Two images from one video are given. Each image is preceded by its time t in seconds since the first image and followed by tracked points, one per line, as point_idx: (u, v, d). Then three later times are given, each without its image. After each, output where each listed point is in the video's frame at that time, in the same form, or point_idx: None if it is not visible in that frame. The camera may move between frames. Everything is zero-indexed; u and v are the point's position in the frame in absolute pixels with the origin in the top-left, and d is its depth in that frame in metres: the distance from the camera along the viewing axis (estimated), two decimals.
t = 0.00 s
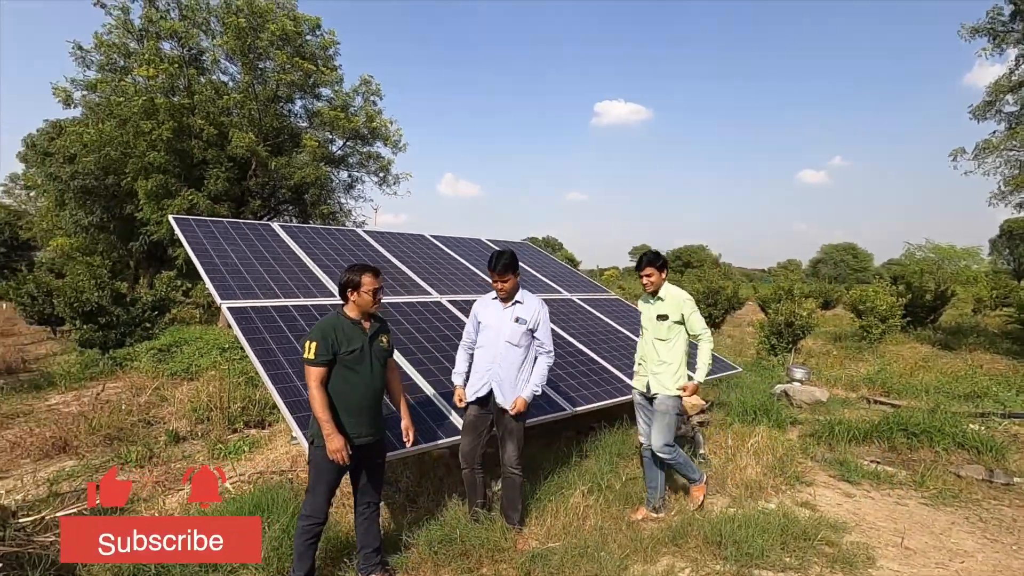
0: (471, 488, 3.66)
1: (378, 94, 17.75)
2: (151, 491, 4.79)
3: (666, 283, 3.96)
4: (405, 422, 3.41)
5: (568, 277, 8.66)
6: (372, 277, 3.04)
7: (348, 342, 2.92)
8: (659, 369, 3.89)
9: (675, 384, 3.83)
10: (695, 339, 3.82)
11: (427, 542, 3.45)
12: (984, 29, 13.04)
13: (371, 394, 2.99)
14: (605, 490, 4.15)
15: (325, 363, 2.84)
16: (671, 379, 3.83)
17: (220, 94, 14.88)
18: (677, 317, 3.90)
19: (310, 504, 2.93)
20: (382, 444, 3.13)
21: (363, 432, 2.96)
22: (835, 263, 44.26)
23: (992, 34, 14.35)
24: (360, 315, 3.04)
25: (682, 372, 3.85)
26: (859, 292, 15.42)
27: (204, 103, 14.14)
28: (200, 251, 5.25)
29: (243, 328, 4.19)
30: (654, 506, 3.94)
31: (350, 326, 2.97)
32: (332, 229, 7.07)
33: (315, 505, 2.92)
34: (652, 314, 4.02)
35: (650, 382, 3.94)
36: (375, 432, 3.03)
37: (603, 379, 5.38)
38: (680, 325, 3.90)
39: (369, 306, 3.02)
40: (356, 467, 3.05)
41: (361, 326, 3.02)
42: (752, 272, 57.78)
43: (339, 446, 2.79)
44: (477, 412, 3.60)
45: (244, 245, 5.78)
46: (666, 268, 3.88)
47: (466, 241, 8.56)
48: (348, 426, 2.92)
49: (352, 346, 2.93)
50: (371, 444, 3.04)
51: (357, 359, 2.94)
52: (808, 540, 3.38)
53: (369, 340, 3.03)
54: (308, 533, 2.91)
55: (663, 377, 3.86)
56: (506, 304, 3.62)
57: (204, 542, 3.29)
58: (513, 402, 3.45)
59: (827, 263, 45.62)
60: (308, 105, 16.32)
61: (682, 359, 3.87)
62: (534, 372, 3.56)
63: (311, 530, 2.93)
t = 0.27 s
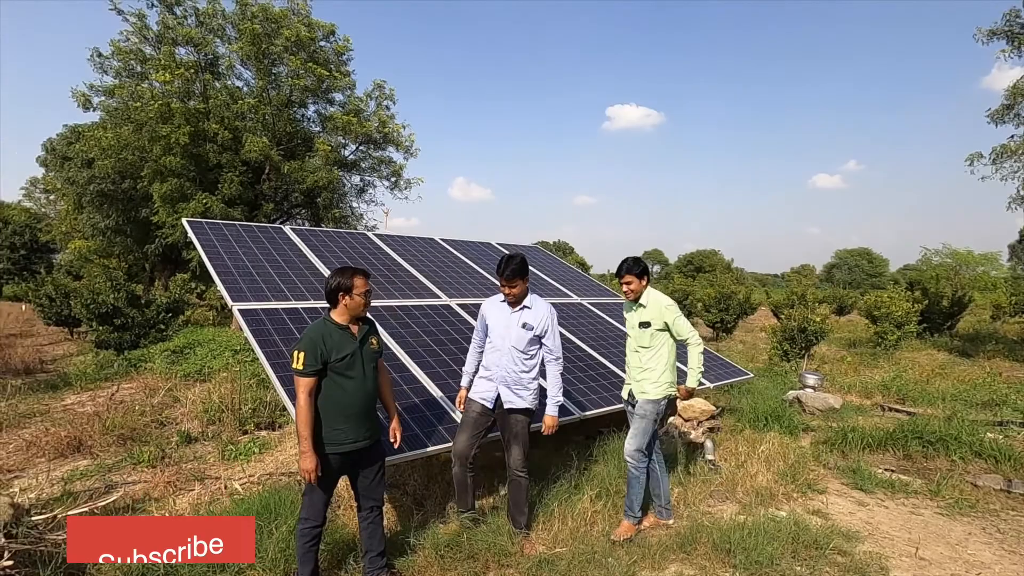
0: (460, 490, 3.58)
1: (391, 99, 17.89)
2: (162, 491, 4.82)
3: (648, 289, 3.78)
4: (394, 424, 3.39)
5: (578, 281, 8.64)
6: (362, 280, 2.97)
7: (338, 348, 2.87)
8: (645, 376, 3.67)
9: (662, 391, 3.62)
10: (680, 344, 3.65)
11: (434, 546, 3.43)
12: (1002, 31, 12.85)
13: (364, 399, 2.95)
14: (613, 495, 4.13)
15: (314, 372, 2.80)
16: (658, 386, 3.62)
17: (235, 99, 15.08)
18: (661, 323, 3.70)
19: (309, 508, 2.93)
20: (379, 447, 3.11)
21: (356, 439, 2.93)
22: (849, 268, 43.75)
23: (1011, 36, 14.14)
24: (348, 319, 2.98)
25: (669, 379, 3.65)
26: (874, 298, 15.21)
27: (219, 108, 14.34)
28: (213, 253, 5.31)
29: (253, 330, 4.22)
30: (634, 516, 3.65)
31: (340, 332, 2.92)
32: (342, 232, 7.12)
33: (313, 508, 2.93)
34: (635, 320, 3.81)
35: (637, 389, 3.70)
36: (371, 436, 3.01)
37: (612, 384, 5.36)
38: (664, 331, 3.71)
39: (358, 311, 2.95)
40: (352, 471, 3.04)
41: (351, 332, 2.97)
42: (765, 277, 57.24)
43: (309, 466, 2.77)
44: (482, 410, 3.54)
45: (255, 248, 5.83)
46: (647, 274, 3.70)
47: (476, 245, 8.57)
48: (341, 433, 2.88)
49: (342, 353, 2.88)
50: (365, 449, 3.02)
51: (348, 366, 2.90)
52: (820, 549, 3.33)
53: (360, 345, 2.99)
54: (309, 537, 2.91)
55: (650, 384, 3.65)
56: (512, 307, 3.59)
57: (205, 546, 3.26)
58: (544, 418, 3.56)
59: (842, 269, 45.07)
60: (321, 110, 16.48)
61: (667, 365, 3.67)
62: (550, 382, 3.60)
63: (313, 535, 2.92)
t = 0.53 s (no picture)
0: (450, 498, 3.47)
1: (400, 103, 18.00)
2: (171, 491, 4.85)
3: (633, 300, 3.68)
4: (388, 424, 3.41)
5: (586, 285, 8.62)
6: (350, 285, 2.94)
7: (326, 355, 2.86)
8: (620, 391, 3.65)
9: (636, 408, 3.56)
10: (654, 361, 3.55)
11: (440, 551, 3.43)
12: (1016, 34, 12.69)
13: (355, 404, 2.96)
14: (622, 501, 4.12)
15: (302, 381, 2.78)
16: (633, 403, 3.57)
17: (246, 103, 15.23)
18: (640, 336, 3.62)
19: (305, 514, 2.94)
20: (373, 450, 3.12)
21: (348, 443, 2.95)
22: (861, 272, 43.32)
23: None
24: (335, 325, 2.96)
25: (643, 396, 3.56)
26: (886, 303, 15.03)
27: (231, 113, 14.49)
28: (222, 256, 5.36)
29: (261, 333, 4.26)
30: (620, 529, 3.60)
31: (328, 338, 2.90)
32: (351, 236, 7.16)
33: (310, 513, 2.94)
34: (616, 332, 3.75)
35: (615, 405, 3.67)
36: (363, 440, 3.03)
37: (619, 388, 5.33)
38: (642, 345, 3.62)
39: (345, 317, 2.94)
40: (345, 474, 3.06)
41: (338, 338, 2.95)
42: (775, 281, 56.78)
43: (296, 476, 2.77)
44: (479, 421, 3.52)
45: (264, 251, 5.88)
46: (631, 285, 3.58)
47: (484, 248, 8.58)
48: (332, 439, 2.89)
49: (330, 360, 2.87)
50: (358, 453, 3.03)
51: (337, 372, 2.89)
52: (827, 557, 3.30)
53: (349, 350, 2.98)
54: (309, 543, 2.92)
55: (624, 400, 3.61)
56: (505, 313, 3.52)
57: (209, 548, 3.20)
58: (560, 417, 3.60)
59: (853, 273, 44.64)
60: (331, 114, 16.61)
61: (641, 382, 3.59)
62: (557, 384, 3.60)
63: (313, 541, 2.93)
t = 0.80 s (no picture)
0: (436, 511, 3.37)
1: (407, 107, 18.09)
2: (176, 493, 4.87)
3: (623, 303, 3.73)
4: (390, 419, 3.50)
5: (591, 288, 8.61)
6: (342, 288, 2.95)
7: (321, 359, 2.87)
8: (606, 392, 3.68)
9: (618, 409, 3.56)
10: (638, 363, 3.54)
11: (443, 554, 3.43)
12: None
13: (350, 406, 2.98)
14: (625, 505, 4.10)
15: (298, 385, 2.78)
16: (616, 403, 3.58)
17: (253, 107, 15.35)
18: (629, 338, 3.64)
19: (303, 517, 2.95)
20: (368, 451, 3.16)
21: (345, 445, 2.97)
22: (869, 276, 43.07)
23: None
24: (328, 328, 2.97)
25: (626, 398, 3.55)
26: (893, 307, 14.93)
27: (239, 117, 14.60)
28: (229, 259, 5.40)
29: (266, 335, 4.28)
30: (625, 534, 3.61)
31: (322, 341, 2.91)
32: (356, 239, 7.19)
33: (308, 516, 2.95)
34: (609, 335, 3.80)
35: (600, 405, 3.67)
36: (358, 441, 3.05)
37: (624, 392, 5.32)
38: (629, 348, 3.64)
39: (339, 319, 2.95)
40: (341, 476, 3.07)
41: (332, 341, 2.96)
42: (781, 285, 56.50)
43: (301, 478, 2.77)
44: (460, 431, 3.39)
45: (270, 254, 5.92)
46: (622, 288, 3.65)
47: (489, 251, 8.60)
48: (328, 442, 2.91)
49: (325, 363, 2.88)
50: (354, 454, 3.05)
51: (332, 375, 2.91)
52: (834, 563, 3.28)
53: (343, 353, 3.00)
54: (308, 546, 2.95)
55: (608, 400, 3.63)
56: (474, 318, 3.43)
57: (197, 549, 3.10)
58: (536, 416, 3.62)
59: (861, 277, 44.39)
60: (338, 118, 16.70)
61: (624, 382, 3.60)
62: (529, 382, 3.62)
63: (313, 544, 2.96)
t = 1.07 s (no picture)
0: (431, 517, 3.35)
1: (410, 110, 18.15)
2: (178, 495, 4.88)
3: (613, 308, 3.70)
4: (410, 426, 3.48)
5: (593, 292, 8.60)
6: (343, 290, 2.97)
7: (321, 361, 2.87)
8: (594, 398, 3.67)
9: (608, 415, 3.53)
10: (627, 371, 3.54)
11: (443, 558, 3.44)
12: None
13: (349, 409, 3.00)
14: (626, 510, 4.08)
15: (299, 389, 2.77)
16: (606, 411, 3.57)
17: (257, 111, 15.42)
18: (620, 344, 3.63)
19: (303, 520, 2.95)
20: (365, 454, 3.17)
21: (343, 448, 2.97)
22: (872, 281, 43.00)
23: None
24: (327, 330, 2.97)
25: (615, 404, 3.53)
26: (897, 312, 14.89)
27: (243, 120, 14.68)
28: (232, 262, 5.42)
29: (269, 338, 4.29)
30: (625, 537, 3.63)
31: (323, 344, 2.91)
32: (359, 242, 7.21)
33: (307, 520, 2.95)
34: (598, 341, 3.77)
35: (590, 412, 3.67)
36: (357, 445, 3.07)
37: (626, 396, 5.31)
38: (619, 354, 3.63)
39: (339, 321, 2.96)
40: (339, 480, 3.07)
41: (332, 344, 2.97)
42: (784, 289, 56.40)
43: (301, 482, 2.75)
44: (444, 436, 3.33)
45: (273, 257, 5.93)
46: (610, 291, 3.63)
47: (491, 255, 8.60)
48: (327, 445, 2.90)
49: (326, 366, 2.89)
50: (353, 458, 3.06)
51: (332, 378, 2.91)
52: (836, 570, 3.27)
53: (342, 356, 3.00)
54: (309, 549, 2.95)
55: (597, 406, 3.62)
56: (446, 320, 3.37)
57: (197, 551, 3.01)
58: (498, 421, 3.44)
59: (864, 282, 44.31)
60: (341, 121, 16.76)
61: (613, 389, 3.59)
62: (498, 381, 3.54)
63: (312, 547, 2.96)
